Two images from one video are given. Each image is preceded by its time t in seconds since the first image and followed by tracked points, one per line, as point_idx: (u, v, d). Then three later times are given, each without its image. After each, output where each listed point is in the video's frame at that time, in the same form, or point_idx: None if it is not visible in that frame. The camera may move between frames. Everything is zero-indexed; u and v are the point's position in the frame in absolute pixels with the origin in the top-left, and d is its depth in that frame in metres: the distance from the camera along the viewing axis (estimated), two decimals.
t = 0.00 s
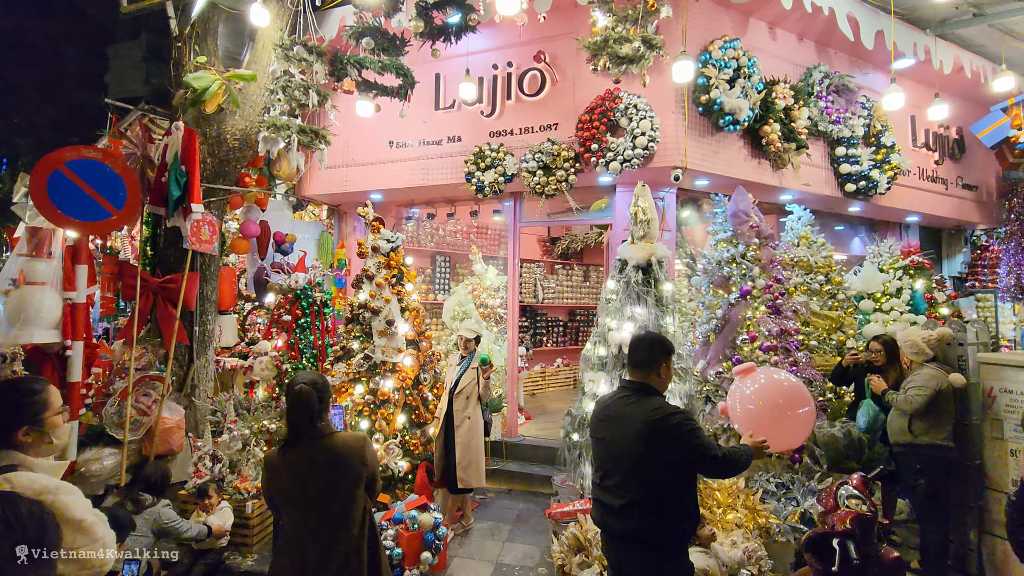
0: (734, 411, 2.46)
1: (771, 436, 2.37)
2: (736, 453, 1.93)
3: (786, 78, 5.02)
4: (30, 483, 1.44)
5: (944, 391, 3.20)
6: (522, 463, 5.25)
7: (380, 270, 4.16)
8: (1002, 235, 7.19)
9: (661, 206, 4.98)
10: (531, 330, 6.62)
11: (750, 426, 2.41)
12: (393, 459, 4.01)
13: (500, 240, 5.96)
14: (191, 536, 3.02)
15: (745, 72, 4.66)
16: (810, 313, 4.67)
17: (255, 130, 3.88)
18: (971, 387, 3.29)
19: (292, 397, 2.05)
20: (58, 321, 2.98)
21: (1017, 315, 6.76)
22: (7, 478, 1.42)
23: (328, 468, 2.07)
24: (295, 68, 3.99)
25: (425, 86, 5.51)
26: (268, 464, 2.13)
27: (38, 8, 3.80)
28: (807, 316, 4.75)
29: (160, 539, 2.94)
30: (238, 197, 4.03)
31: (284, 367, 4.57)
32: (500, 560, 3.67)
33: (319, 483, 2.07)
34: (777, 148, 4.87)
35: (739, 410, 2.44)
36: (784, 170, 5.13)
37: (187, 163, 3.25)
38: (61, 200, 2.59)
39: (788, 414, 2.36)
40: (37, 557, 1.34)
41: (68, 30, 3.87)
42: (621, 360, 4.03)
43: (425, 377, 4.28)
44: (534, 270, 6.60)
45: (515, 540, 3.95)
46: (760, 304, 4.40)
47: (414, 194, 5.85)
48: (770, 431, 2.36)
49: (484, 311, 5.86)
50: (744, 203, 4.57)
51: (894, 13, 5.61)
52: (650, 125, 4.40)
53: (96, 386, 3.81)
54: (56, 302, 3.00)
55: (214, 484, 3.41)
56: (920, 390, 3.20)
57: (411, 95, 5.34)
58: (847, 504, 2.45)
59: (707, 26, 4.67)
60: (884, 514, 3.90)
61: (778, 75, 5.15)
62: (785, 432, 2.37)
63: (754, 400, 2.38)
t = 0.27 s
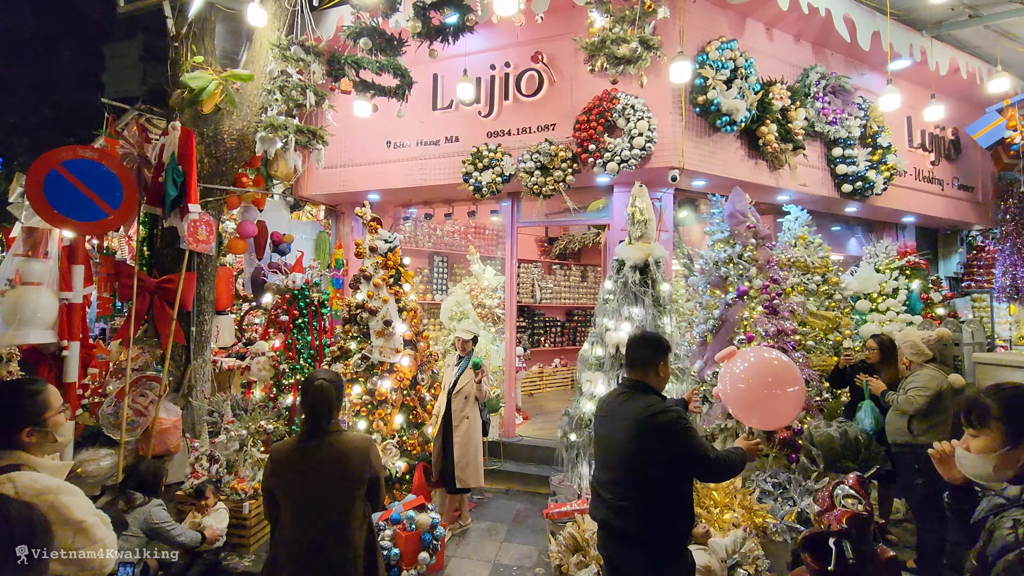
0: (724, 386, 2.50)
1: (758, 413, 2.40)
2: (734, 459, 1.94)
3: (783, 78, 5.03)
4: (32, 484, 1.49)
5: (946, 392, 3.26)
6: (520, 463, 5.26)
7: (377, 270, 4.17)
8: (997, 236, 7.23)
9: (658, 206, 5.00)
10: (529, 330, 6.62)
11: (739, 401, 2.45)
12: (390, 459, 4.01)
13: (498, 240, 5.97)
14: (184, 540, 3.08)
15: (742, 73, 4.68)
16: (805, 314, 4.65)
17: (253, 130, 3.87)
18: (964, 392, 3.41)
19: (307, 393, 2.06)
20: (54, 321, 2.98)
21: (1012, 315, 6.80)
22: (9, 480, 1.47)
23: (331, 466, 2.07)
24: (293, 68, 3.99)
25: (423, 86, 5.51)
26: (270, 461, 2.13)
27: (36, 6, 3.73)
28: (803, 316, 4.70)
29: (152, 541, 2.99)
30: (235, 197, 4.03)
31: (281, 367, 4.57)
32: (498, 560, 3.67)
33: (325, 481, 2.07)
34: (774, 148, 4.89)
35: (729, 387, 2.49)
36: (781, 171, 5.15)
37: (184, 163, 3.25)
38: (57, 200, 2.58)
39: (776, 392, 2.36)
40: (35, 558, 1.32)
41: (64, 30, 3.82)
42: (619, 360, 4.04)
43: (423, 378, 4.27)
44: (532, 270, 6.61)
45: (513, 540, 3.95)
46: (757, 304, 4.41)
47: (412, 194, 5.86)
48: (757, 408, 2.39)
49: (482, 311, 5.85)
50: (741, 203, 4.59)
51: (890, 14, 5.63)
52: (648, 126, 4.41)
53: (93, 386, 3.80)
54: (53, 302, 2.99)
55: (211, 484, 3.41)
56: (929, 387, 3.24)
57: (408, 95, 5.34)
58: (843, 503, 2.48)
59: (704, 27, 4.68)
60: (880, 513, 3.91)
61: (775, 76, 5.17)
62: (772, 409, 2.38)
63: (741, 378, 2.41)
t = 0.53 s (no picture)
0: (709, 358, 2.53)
1: (744, 383, 2.45)
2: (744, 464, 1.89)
3: (781, 79, 5.04)
4: (51, 479, 1.55)
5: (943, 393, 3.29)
6: (518, 463, 5.26)
7: (376, 270, 4.17)
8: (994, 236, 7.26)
9: (656, 206, 5.00)
10: (527, 330, 6.63)
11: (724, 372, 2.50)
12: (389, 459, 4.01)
13: (496, 240, 5.97)
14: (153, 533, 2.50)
15: (740, 74, 4.70)
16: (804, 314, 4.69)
17: (250, 130, 3.86)
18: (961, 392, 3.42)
19: (325, 389, 2.08)
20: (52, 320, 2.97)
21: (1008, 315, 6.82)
22: (29, 474, 1.53)
23: (343, 464, 2.09)
24: (290, 68, 3.98)
25: (421, 86, 5.51)
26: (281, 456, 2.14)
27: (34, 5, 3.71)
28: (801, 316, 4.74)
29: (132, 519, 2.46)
30: (233, 197, 4.02)
31: (279, 368, 4.56)
32: (496, 560, 3.67)
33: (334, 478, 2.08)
34: (772, 148, 4.90)
35: (714, 359, 2.54)
36: (779, 171, 5.16)
37: (182, 163, 3.24)
38: (55, 200, 2.57)
39: (762, 362, 2.42)
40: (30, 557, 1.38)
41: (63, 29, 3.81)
42: (617, 359, 4.04)
43: (421, 378, 4.27)
44: (530, 270, 6.62)
45: (511, 540, 3.96)
46: (755, 304, 4.42)
47: (410, 194, 5.86)
48: (742, 378, 2.44)
49: (480, 311, 5.85)
50: (739, 203, 4.59)
51: (888, 14, 5.64)
52: (646, 126, 4.41)
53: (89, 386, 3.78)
54: (50, 301, 2.99)
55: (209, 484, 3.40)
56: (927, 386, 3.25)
57: (406, 95, 5.34)
58: (839, 502, 2.47)
59: (702, 27, 4.69)
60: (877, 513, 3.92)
61: (773, 76, 5.18)
62: (757, 377, 2.44)
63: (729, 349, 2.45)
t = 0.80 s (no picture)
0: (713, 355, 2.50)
1: (747, 379, 2.42)
2: (750, 463, 1.90)
3: (779, 79, 5.05)
4: (89, 475, 1.57)
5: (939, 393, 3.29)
6: (516, 463, 5.26)
7: (374, 270, 4.18)
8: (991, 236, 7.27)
9: (654, 207, 5.01)
10: (526, 330, 6.63)
11: (726, 368, 2.47)
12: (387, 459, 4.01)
13: (495, 241, 5.97)
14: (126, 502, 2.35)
15: (738, 74, 4.71)
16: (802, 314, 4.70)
17: (248, 130, 3.86)
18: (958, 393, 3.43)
19: (328, 386, 2.09)
20: (49, 321, 2.95)
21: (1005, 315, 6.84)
22: (67, 471, 1.55)
23: (348, 461, 2.12)
24: (288, 68, 3.98)
25: (420, 86, 5.50)
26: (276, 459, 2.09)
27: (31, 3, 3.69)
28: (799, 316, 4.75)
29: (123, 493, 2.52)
30: (231, 197, 4.02)
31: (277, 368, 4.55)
32: (494, 560, 3.67)
33: (342, 475, 2.10)
34: (770, 149, 4.91)
35: (717, 354, 2.51)
36: (777, 171, 5.17)
37: (180, 163, 3.24)
38: (54, 200, 2.58)
39: (766, 357, 2.38)
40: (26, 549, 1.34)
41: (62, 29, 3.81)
42: (615, 360, 4.05)
43: (419, 378, 4.26)
44: (529, 270, 6.62)
45: (509, 540, 3.96)
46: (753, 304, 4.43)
47: (408, 194, 5.86)
48: (745, 374, 2.40)
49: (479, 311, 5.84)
50: (737, 204, 4.59)
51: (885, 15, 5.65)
52: (644, 126, 4.42)
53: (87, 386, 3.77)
54: (48, 302, 2.97)
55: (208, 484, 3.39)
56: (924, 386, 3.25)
57: (405, 95, 5.33)
58: (837, 502, 2.46)
59: (701, 27, 4.70)
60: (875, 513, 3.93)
61: (771, 76, 5.19)
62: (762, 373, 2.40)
63: (731, 346, 2.40)
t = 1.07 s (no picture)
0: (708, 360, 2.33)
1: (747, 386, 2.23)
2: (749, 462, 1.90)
3: (778, 80, 5.06)
4: (142, 473, 1.65)
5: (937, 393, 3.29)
6: (515, 463, 5.27)
7: (373, 270, 4.17)
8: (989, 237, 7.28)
9: (653, 207, 5.01)
10: (525, 330, 6.63)
11: (722, 374, 2.28)
12: (386, 459, 4.02)
13: (494, 241, 5.98)
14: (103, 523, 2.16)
15: (737, 74, 4.72)
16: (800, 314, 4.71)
17: (247, 130, 3.85)
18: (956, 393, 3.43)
19: (324, 388, 2.12)
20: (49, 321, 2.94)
21: (1003, 315, 6.86)
22: (120, 470, 1.62)
23: (346, 458, 2.15)
24: (288, 68, 3.98)
25: (419, 86, 5.51)
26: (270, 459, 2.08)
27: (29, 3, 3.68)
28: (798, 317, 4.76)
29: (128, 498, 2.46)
30: (230, 197, 4.01)
31: (276, 367, 4.54)
32: (493, 560, 3.68)
33: (340, 473, 2.11)
34: (769, 149, 4.92)
35: (712, 361, 2.33)
36: (775, 171, 5.18)
37: (179, 163, 3.23)
38: (52, 200, 2.57)
39: (765, 360, 2.20)
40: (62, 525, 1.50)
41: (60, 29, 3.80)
42: (614, 360, 4.06)
43: (419, 378, 4.26)
44: (528, 270, 6.62)
45: (508, 540, 3.96)
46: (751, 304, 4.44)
47: (408, 194, 5.86)
48: (745, 379, 2.21)
49: (478, 311, 5.84)
50: (735, 204, 4.58)
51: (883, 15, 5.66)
52: (643, 126, 4.43)
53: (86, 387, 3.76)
54: (46, 301, 2.97)
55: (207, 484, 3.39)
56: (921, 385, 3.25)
57: (404, 95, 5.34)
58: (836, 502, 2.48)
59: (700, 28, 4.70)
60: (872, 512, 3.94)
61: (770, 77, 5.20)
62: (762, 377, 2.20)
63: (725, 348, 2.25)
